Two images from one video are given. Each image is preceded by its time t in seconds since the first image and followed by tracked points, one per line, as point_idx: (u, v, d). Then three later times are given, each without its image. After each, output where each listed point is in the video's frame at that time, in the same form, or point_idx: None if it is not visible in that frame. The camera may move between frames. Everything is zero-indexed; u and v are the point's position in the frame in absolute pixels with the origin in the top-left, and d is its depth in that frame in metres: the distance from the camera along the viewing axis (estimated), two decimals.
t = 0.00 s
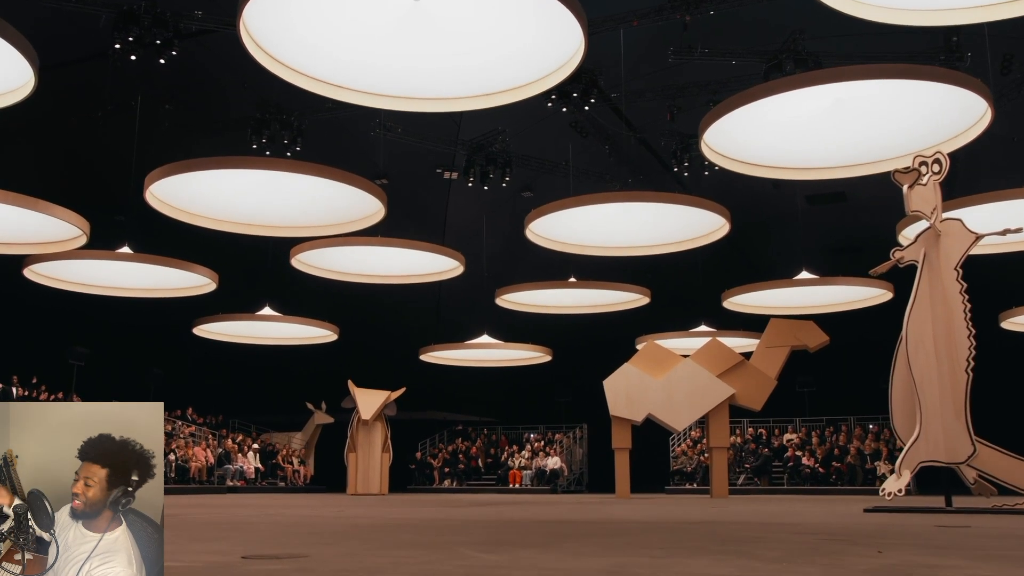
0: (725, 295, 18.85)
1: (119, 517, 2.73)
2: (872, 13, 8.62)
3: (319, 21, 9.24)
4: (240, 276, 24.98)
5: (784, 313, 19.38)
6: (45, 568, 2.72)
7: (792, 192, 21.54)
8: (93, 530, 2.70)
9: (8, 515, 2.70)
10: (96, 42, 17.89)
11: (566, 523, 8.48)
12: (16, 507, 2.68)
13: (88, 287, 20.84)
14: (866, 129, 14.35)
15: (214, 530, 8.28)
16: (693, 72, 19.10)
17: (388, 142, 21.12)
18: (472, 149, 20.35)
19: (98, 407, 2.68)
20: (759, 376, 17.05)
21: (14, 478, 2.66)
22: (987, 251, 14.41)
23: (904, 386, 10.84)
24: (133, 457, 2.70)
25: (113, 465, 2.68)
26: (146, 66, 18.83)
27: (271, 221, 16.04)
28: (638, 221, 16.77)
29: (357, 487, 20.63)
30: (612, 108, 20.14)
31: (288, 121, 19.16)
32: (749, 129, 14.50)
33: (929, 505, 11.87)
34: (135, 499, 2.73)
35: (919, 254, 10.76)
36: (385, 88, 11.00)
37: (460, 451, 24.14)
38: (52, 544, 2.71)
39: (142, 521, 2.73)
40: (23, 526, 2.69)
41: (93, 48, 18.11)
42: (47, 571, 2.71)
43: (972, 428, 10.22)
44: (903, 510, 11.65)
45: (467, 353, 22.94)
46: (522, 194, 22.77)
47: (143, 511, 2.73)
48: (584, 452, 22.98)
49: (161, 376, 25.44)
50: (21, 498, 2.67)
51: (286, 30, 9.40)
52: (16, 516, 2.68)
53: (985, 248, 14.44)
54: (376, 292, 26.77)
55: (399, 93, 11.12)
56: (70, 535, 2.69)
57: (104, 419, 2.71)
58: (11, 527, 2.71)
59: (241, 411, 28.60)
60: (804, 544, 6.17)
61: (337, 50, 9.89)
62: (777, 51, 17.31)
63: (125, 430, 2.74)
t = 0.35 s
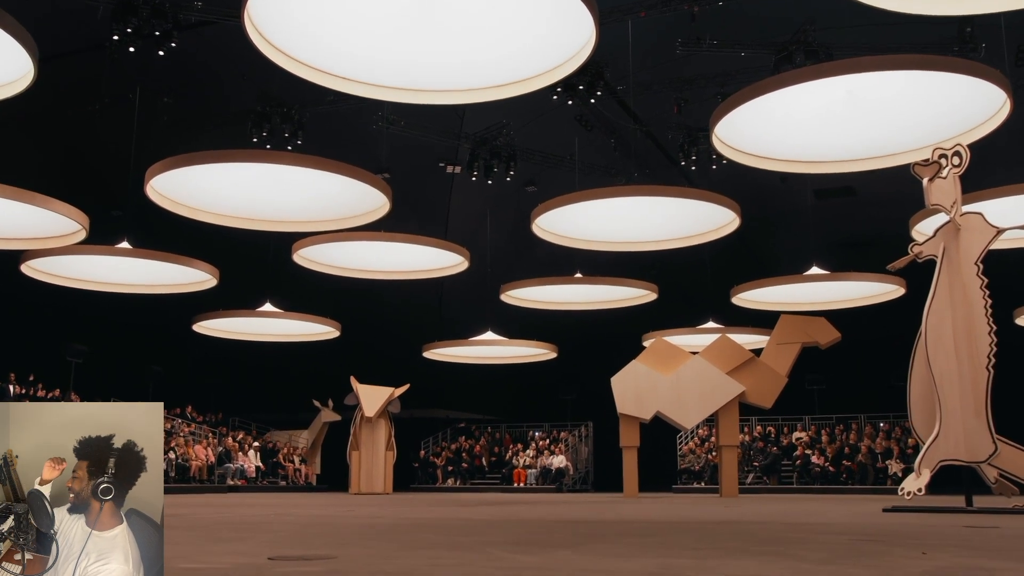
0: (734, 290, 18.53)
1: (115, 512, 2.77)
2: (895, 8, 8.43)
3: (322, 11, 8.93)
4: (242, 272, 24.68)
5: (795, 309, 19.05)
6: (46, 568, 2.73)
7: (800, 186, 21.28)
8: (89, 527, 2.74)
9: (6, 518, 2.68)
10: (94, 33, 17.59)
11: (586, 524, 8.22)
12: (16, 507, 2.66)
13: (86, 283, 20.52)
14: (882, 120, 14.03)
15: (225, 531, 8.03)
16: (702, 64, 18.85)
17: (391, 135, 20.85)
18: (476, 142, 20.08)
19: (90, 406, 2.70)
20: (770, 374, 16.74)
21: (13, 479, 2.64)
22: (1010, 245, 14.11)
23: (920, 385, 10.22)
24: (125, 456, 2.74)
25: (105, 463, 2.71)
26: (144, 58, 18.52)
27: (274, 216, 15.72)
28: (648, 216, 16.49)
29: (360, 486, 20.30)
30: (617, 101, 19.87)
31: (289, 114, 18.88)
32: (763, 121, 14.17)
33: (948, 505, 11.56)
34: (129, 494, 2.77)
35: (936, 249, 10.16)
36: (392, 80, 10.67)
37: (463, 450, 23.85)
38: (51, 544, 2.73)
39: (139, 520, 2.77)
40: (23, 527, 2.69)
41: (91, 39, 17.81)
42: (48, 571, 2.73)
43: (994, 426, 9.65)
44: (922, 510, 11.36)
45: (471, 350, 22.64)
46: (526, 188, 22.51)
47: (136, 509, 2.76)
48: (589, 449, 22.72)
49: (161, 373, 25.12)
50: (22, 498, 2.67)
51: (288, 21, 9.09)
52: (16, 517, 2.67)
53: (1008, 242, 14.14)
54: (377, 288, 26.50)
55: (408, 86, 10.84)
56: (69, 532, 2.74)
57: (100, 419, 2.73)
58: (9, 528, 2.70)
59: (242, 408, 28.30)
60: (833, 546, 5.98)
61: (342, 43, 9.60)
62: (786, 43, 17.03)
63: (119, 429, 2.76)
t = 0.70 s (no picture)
0: (742, 287, 18.27)
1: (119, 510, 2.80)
2: None
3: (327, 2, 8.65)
4: (243, 267, 24.36)
5: (804, 305, 18.76)
6: (47, 567, 2.77)
7: (808, 181, 21.06)
8: (91, 526, 2.76)
9: (6, 518, 2.71)
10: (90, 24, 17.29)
11: (605, 524, 8.02)
12: (16, 508, 2.69)
13: (84, 280, 20.23)
14: (894, 112, 13.72)
15: (235, 531, 7.83)
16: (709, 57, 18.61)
17: (393, 129, 20.60)
18: (479, 136, 19.81)
19: (91, 408, 2.70)
20: (779, 371, 16.44)
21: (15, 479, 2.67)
22: None
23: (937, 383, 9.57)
24: (128, 456, 2.76)
25: (107, 464, 2.73)
26: (141, 50, 18.25)
27: (275, 211, 15.42)
28: (655, 212, 16.23)
29: (362, 485, 19.97)
30: (621, 94, 19.59)
31: (289, 107, 18.61)
32: (772, 114, 13.87)
33: (966, 504, 11.30)
34: (132, 491, 2.79)
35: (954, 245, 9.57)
36: (398, 73, 10.36)
37: (465, 448, 23.55)
38: (53, 543, 2.77)
39: (140, 518, 2.80)
40: (23, 527, 2.72)
41: (88, 31, 17.51)
42: (49, 570, 2.77)
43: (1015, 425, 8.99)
44: (941, 509, 11.13)
45: (474, 348, 22.34)
46: (529, 183, 22.22)
47: (139, 508, 2.80)
48: (594, 448, 22.47)
49: (159, 371, 24.81)
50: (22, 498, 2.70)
51: (291, 14, 8.81)
52: (16, 518, 2.70)
53: None
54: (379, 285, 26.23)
55: (412, 80, 10.54)
56: (71, 531, 2.77)
57: (102, 421, 2.74)
58: (10, 528, 2.72)
59: (241, 406, 28.00)
60: (864, 548, 5.80)
61: (347, 37, 9.33)
62: (795, 35, 16.77)
63: (120, 429, 2.76)
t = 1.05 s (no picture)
0: (751, 281, 17.97)
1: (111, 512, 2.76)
2: None
3: None
4: (244, 262, 24.03)
5: (814, 300, 18.46)
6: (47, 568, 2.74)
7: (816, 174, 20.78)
8: (83, 528, 2.72)
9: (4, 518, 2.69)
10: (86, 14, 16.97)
11: (625, 522, 7.76)
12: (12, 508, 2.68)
13: (82, 275, 19.89)
14: (909, 104, 13.29)
15: (243, 531, 7.56)
16: (716, 47, 18.34)
17: (394, 121, 20.30)
18: (483, 128, 19.50)
19: (85, 407, 2.71)
20: (789, 367, 16.13)
21: (14, 478, 2.67)
22: None
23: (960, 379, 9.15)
24: (122, 457, 2.75)
25: (100, 464, 2.72)
26: (138, 40, 17.92)
27: (276, 204, 15.07)
28: (664, 205, 15.92)
29: (364, 483, 19.64)
30: (627, 86, 19.29)
31: (290, 98, 18.33)
32: (783, 105, 13.43)
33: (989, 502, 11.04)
34: (125, 494, 2.76)
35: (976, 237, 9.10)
36: (405, 63, 10.00)
37: (468, 445, 23.24)
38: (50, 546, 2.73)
39: (136, 520, 2.77)
40: (22, 528, 2.70)
41: (85, 21, 17.18)
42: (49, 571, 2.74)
43: None
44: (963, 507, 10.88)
45: (478, 344, 22.03)
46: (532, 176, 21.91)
47: (136, 509, 2.76)
48: (599, 445, 22.18)
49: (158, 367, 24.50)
50: (19, 498, 2.68)
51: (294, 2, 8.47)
52: (14, 518, 2.68)
53: None
54: (381, 280, 25.90)
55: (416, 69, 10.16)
56: (64, 533, 2.73)
57: (97, 420, 2.74)
58: (8, 528, 2.70)
59: (241, 403, 27.66)
60: (904, 548, 5.56)
61: (352, 26, 8.99)
62: (805, 24, 16.48)
63: (115, 429, 2.76)
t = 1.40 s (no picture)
0: (760, 276, 17.67)
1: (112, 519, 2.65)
2: None
3: None
4: (243, 257, 23.71)
5: (824, 295, 18.14)
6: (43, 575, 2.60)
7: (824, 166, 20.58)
8: (81, 533, 2.61)
9: (5, 518, 2.57)
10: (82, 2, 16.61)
11: (647, 521, 7.49)
12: (17, 508, 2.56)
13: (80, 270, 19.58)
14: (925, 92, 12.93)
15: (252, 530, 7.29)
16: (724, 38, 18.07)
17: (397, 114, 20.03)
18: (486, 120, 19.17)
19: (89, 406, 2.62)
20: (800, 364, 15.83)
21: (14, 479, 2.56)
22: None
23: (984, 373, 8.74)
24: (126, 461, 2.65)
25: (103, 467, 2.62)
26: (135, 31, 17.57)
27: (278, 197, 14.75)
28: (674, 198, 15.60)
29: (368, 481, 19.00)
30: (632, 77, 18.98)
31: (290, 90, 18.01)
32: (796, 96, 13.04)
33: (1013, 501, 10.80)
34: (127, 500, 2.67)
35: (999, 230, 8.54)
36: (411, 55, 9.66)
37: (472, 443, 22.94)
38: (49, 547, 2.60)
39: (141, 525, 2.67)
40: (23, 528, 2.57)
41: (81, 10, 16.83)
42: None
43: None
44: (988, 505, 10.63)
45: (481, 339, 21.72)
46: (536, 169, 21.62)
47: (141, 511, 2.67)
48: (605, 442, 21.89)
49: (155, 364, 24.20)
50: (22, 499, 2.57)
51: None
52: (17, 517, 2.56)
53: None
54: (383, 275, 25.59)
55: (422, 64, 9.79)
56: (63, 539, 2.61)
57: (101, 421, 2.65)
58: (8, 529, 2.57)
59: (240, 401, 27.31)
60: (951, 547, 5.32)
61: (359, 18, 8.68)
62: (815, 14, 16.16)
63: (120, 431, 2.67)
